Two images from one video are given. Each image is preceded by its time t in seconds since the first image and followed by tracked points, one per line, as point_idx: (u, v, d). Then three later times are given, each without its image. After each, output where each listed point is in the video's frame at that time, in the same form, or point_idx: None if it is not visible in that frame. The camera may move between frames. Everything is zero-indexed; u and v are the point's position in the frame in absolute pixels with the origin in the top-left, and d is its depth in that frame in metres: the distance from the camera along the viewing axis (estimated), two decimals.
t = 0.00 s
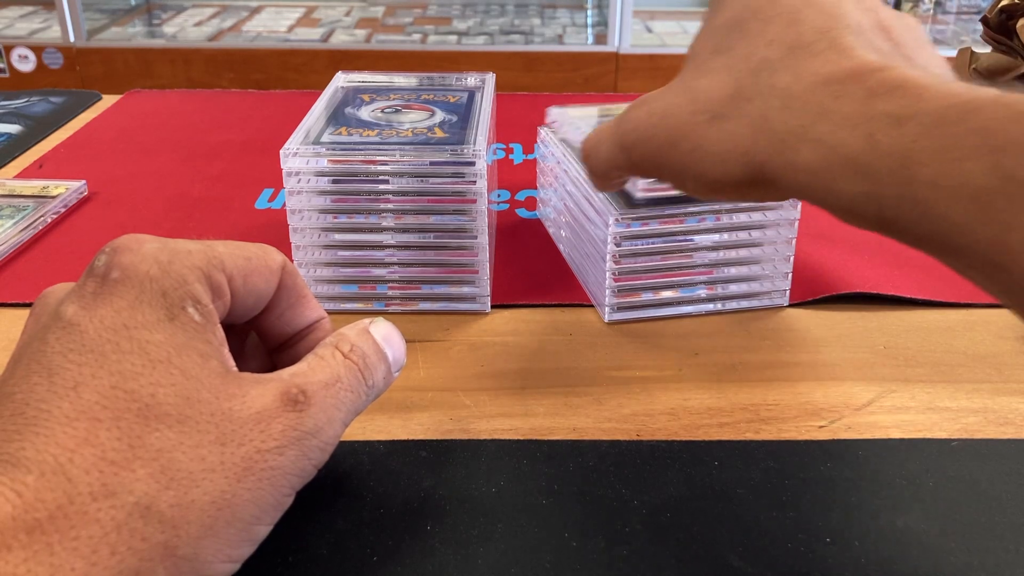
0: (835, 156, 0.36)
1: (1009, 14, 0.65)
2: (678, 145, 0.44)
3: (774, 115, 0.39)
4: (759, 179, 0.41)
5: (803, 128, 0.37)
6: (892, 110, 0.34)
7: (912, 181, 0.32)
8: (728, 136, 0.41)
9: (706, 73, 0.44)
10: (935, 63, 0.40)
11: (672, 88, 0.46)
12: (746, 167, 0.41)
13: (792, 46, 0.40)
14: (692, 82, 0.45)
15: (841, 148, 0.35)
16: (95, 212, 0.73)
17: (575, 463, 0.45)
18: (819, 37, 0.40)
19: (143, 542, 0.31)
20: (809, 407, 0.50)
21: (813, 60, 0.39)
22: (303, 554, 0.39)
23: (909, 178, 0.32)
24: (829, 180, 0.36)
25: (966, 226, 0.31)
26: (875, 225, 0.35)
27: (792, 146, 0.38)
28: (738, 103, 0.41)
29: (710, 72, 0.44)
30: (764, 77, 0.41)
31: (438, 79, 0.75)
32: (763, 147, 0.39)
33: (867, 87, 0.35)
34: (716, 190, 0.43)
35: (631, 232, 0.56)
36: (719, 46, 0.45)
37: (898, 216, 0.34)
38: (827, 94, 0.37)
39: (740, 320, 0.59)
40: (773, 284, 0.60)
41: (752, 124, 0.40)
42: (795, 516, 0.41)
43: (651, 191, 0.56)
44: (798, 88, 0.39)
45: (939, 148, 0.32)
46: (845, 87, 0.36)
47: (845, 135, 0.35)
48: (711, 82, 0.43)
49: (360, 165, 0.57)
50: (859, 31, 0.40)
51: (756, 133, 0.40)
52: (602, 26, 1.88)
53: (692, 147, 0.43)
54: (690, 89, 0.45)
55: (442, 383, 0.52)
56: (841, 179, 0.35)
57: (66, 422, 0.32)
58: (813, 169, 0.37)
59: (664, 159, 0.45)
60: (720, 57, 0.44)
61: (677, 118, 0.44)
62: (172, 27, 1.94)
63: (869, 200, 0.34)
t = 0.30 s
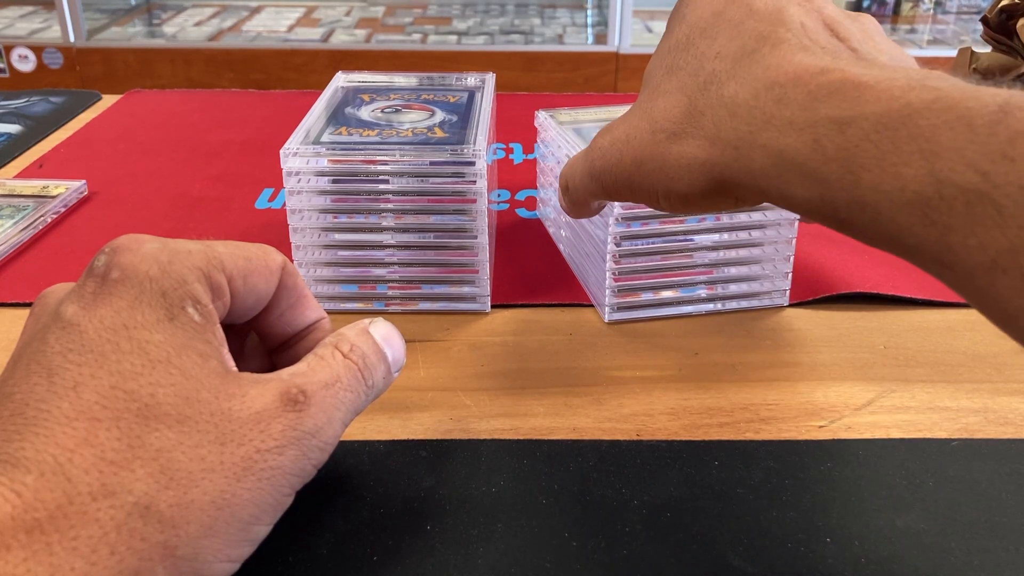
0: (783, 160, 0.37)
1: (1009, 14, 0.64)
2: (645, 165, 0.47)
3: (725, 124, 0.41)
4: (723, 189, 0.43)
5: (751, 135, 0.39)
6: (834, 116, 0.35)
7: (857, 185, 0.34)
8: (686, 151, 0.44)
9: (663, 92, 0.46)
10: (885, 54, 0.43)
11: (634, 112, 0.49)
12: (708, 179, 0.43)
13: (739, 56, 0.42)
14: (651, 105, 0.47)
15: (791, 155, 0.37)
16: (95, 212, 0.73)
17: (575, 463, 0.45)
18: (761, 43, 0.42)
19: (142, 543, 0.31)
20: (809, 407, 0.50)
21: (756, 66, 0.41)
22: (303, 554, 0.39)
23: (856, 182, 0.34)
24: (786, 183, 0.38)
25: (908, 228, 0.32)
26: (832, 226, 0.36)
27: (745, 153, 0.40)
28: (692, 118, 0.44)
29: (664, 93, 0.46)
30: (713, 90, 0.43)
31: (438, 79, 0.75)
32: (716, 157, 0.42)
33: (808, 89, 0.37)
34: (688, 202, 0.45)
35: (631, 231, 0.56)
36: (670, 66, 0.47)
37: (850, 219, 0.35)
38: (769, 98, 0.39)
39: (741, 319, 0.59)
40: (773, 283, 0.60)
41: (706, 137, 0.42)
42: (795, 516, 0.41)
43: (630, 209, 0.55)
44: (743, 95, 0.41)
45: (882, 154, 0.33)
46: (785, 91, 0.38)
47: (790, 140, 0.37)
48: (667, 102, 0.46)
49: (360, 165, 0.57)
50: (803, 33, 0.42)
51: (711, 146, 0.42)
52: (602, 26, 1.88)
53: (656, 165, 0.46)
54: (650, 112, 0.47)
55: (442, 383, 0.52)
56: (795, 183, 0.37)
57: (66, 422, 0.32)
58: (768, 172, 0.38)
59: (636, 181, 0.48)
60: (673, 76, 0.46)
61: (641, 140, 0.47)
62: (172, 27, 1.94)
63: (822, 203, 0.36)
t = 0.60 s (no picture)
0: (783, 152, 0.37)
1: (1009, 14, 0.64)
2: (646, 165, 0.47)
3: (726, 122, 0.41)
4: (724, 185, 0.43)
5: (752, 130, 0.39)
6: (834, 108, 0.35)
7: (857, 176, 0.34)
8: (687, 149, 0.44)
9: (663, 91, 0.46)
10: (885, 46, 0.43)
11: (635, 112, 0.49)
12: (709, 176, 0.43)
13: (739, 51, 0.42)
14: (651, 104, 0.47)
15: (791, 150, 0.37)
16: (95, 212, 0.73)
17: (575, 463, 0.45)
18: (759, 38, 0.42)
19: (142, 543, 0.31)
20: (809, 407, 0.50)
21: (754, 63, 0.41)
22: (303, 554, 0.39)
23: (857, 173, 0.34)
24: (785, 177, 0.37)
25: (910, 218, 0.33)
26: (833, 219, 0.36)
27: (744, 149, 0.40)
28: (693, 115, 0.43)
29: (665, 91, 0.46)
30: (713, 87, 0.43)
31: (438, 79, 0.75)
32: (718, 153, 0.41)
33: (808, 83, 0.37)
34: (689, 200, 0.45)
35: (632, 232, 0.56)
36: (670, 65, 0.47)
37: (850, 211, 0.35)
38: (769, 94, 0.39)
39: (741, 320, 0.59)
40: (774, 283, 0.60)
41: (707, 134, 0.42)
42: (795, 516, 0.41)
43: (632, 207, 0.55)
44: (742, 91, 0.40)
45: (882, 144, 0.33)
46: (785, 85, 0.38)
47: (791, 133, 0.37)
48: (667, 100, 0.46)
49: (360, 165, 0.57)
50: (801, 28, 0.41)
51: (711, 143, 0.42)
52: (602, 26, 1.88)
53: (658, 163, 0.46)
54: (651, 110, 0.47)
55: (442, 383, 0.52)
56: (795, 176, 0.37)
57: (66, 422, 0.32)
58: (769, 167, 0.38)
59: (639, 181, 0.48)
60: (673, 74, 0.46)
61: (642, 139, 0.47)
62: (172, 27, 1.94)
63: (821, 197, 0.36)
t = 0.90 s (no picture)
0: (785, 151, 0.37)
1: (1009, 14, 0.63)
2: (684, 141, 0.48)
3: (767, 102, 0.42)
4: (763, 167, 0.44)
5: (798, 112, 0.40)
6: (882, 92, 0.36)
7: (907, 159, 0.35)
8: (725, 127, 0.45)
9: (706, 70, 0.48)
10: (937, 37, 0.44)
11: (676, 89, 0.50)
12: (749, 156, 0.44)
13: (787, 34, 0.43)
14: (694, 82, 0.48)
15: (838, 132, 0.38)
16: (95, 212, 0.73)
17: (575, 463, 0.45)
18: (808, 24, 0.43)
19: (141, 542, 0.31)
20: (809, 407, 0.50)
21: (802, 47, 0.42)
22: (303, 553, 0.39)
23: (906, 158, 0.35)
24: (829, 160, 0.38)
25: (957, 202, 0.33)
26: (876, 203, 0.37)
27: (789, 131, 0.41)
28: (735, 94, 0.45)
29: (709, 70, 0.48)
30: (758, 67, 0.44)
31: (438, 79, 0.74)
32: (760, 133, 0.43)
33: (857, 68, 0.38)
34: (725, 180, 0.47)
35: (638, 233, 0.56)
36: (716, 44, 0.48)
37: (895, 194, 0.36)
38: (818, 77, 0.40)
39: (741, 319, 0.59)
40: (775, 283, 0.60)
41: (749, 113, 0.43)
42: (795, 516, 0.41)
43: (671, 189, 0.57)
44: (790, 73, 0.42)
45: (932, 128, 0.34)
46: (834, 69, 0.39)
47: (837, 117, 0.38)
48: (710, 79, 0.47)
49: (360, 166, 0.57)
50: (851, 16, 0.42)
51: (750, 122, 0.43)
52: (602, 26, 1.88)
53: (698, 141, 0.47)
54: (691, 88, 0.48)
55: (442, 383, 0.52)
56: (840, 160, 0.38)
57: (66, 422, 0.32)
58: (814, 149, 0.39)
59: (673, 157, 0.50)
60: (718, 54, 0.48)
61: (682, 116, 0.48)
62: (172, 27, 1.94)
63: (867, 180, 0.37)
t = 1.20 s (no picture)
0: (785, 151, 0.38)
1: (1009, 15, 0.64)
2: (735, 120, 0.49)
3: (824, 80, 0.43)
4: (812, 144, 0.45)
5: (854, 89, 0.41)
6: (943, 68, 0.37)
7: (965, 138, 0.36)
8: (778, 106, 0.46)
9: (761, 48, 0.48)
10: (994, 19, 0.43)
11: (730, 67, 0.50)
12: (801, 134, 0.45)
13: (840, 15, 0.44)
14: (751, 59, 0.49)
15: (892, 108, 0.39)
16: (96, 212, 0.73)
17: (575, 463, 0.45)
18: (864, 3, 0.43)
19: (142, 543, 0.31)
20: (809, 407, 0.50)
21: (860, 26, 0.42)
22: (303, 554, 0.39)
23: (963, 134, 0.36)
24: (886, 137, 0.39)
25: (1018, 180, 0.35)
26: (930, 181, 0.39)
27: (844, 107, 0.42)
28: (791, 72, 0.45)
29: (763, 47, 0.48)
30: (814, 46, 0.44)
31: (438, 79, 0.75)
32: (815, 111, 0.43)
33: (917, 46, 0.39)
34: (775, 160, 0.48)
35: (637, 233, 0.56)
36: (772, 23, 0.49)
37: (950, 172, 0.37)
38: (876, 55, 0.41)
39: (741, 319, 0.59)
40: (775, 283, 0.60)
41: (805, 91, 0.44)
42: (795, 516, 0.41)
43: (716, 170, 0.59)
44: (848, 52, 0.42)
45: (994, 104, 0.35)
46: (894, 47, 0.40)
47: (896, 93, 0.39)
48: (766, 57, 0.47)
49: (360, 166, 0.57)
50: None
51: (808, 98, 0.44)
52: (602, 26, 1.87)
53: (749, 119, 0.48)
54: (747, 65, 0.49)
55: (442, 383, 0.52)
56: (898, 136, 0.39)
57: (67, 422, 0.32)
58: (867, 127, 0.40)
59: (722, 136, 0.51)
60: (773, 32, 0.48)
61: (735, 95, 0.49)
62: (172, 27, 1.94)
63: (921, 157, 0.38)
